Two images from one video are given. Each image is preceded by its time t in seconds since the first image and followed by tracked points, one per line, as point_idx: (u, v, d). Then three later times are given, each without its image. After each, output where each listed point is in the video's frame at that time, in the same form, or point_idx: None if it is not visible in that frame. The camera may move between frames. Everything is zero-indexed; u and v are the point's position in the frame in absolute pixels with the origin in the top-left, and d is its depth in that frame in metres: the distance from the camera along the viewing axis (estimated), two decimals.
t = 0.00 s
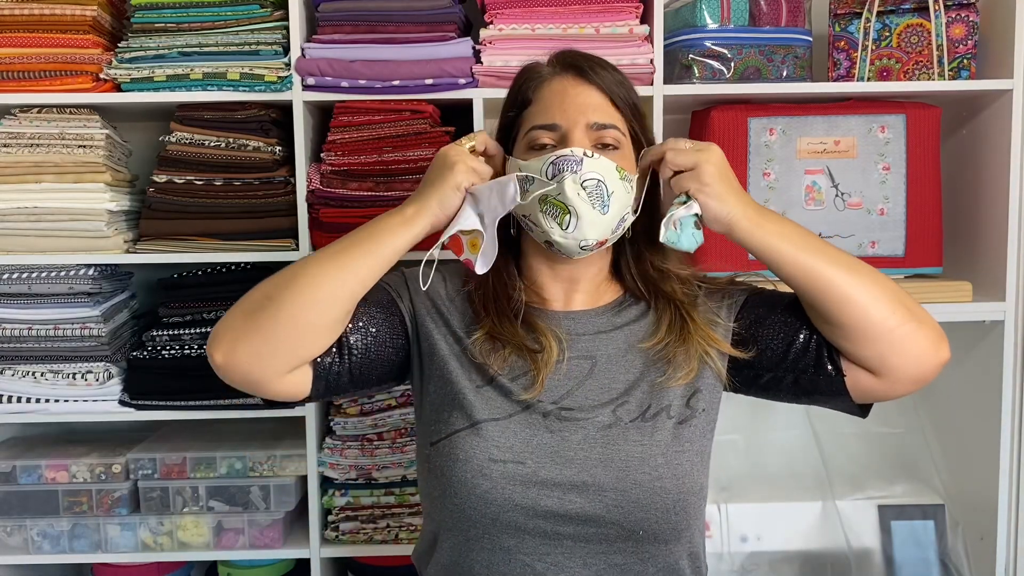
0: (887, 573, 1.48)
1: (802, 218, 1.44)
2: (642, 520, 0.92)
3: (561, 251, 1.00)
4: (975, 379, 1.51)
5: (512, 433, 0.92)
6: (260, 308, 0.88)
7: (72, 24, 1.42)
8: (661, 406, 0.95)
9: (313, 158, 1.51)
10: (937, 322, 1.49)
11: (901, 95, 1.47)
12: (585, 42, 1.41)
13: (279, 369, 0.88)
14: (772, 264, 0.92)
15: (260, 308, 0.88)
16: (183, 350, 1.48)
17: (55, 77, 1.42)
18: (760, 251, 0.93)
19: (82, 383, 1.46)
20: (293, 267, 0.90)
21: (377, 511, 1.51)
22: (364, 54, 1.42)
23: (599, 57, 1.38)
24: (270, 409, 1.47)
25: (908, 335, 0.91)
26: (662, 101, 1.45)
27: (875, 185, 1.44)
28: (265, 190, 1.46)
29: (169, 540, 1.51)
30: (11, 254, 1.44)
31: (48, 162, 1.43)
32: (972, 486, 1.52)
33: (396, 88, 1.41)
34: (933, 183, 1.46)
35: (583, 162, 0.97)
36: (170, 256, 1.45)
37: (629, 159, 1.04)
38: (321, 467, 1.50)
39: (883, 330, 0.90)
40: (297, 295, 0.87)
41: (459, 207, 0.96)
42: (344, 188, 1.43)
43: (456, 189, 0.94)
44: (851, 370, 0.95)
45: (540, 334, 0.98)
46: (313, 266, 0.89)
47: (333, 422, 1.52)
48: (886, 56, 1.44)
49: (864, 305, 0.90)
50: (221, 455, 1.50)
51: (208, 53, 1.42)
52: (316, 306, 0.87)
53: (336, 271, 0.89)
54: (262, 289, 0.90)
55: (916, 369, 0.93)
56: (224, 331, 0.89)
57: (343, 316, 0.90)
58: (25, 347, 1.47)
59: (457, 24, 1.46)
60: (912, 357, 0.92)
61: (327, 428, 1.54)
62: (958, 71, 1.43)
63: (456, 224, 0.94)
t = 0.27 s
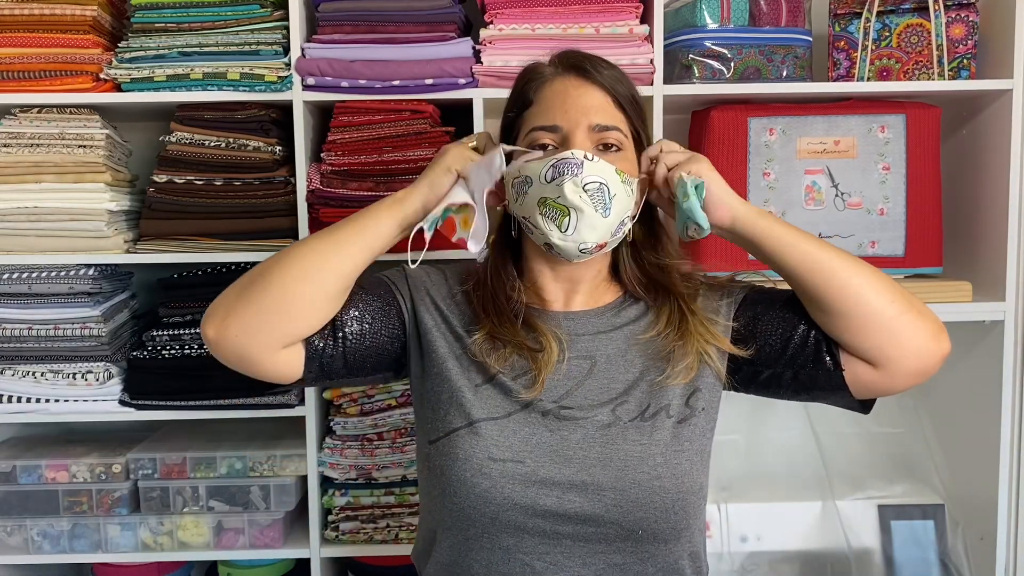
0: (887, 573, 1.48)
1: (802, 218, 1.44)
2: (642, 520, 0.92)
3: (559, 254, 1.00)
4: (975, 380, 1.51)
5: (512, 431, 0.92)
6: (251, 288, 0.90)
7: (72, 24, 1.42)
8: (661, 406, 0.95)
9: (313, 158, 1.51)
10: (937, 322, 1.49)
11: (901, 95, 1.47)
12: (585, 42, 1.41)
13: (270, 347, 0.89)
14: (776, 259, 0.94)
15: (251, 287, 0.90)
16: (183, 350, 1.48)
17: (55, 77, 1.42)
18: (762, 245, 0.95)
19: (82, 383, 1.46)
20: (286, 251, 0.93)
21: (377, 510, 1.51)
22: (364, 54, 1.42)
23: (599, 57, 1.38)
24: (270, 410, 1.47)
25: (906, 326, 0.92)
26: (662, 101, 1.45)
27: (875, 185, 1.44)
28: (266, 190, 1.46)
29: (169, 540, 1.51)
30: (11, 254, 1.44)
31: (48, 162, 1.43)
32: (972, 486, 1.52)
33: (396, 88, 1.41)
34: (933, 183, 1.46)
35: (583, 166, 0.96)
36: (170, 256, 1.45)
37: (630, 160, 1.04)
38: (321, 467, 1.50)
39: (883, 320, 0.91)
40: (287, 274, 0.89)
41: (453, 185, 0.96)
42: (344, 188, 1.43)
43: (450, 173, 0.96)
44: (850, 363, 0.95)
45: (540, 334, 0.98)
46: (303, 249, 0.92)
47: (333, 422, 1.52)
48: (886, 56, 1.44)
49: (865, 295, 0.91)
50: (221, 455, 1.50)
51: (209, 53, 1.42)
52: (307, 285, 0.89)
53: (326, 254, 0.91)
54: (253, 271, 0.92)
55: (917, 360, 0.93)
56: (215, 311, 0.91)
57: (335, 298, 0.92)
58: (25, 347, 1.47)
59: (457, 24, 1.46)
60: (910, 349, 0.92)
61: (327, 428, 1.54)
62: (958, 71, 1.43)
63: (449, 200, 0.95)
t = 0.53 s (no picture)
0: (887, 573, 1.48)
1: (802, 218, 1.44)
2: (642, 527, 0.92)
3: (555, 265, 1.02)
4: (975, 380, 1.51)
5: (512, 437, 0.92)
6: (257, 371, 0.88)
7: (72, 24, 1.42)
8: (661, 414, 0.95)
9: (313, 158, 1.51)
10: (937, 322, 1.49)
11: (901, 95, 1.47)
12: (585, 42, 1.41)
13: (291, 418, 0.87)
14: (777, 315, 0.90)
15: (258, 368, 0.88)
16: (183, 350, 1.48)
17: (55, 77, 1.42)
18: (768, 301, 0.91)
19: (82, 383, 1.46)
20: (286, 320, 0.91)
21: (377, 510, 1.51)
22: (364, 54, 1.42)
23: (599, 57, 1.38)
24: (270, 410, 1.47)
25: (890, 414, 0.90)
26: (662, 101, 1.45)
27: (875, 185, 1.44)
28: (265, 190, 1.46)
29: (169, 540, 1.51)
30: (11, 254, 1.44)
31: (47, 162, 1.43)
32: (972, 486, 1.52)
33: (396, 88, 1.41)
34: (933, 183, 1.46)
35: (577, 180, 0.98)
36: (170, 256, 1.45)
37: (624, 170, 1.04)
38: (321, 467, 1.49)
39: (869, 403, 0.88)
40: (291, 351, 0.86)
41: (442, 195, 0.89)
42: (345, 188, 1.44)
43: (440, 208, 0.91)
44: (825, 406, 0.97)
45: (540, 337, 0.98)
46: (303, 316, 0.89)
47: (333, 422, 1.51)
48: (886, 56, 1.44)
49: (857, 374, 0.88)
50: (221, 455, 1.50)
51: (209, 53, 1.42)
52: (316, 354, 0.87)
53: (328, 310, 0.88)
54: (258, 348, 0.90)
55: (893, 449, 0.91)
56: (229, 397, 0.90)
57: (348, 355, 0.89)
58: (25, 347, 1.47)
59: (457, 24, 1.46)
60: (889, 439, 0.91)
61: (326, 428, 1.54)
62: (958, 71, 1.43)
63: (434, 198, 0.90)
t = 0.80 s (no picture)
0: (886, 573, 1.48)
1: (802, 218, 1.44)
2: (643, 537, 0.94)
3: (569, 266, 1.06)
4: (976, 379, 1.51)
5: (515, 446, 0.95)
6: (354, 502, 0.95)
7: (72, 24, 1.42)
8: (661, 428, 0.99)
9: (313, 158, 1.51)
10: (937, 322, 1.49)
11: (901, 95, 1.47)
12: (585, 42, 1.41)
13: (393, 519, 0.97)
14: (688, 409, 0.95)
15: (354, 500, 0.96)
16: (183, 350, 1.48)
17: (56, 77, 1.42)
18: (686, 396, 0.95)
19: (82, 383, 1.46)
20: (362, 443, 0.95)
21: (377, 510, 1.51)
22: (364, 54, 1.42)
23: (599, 57, 1.38)
24: (270, 410, 1.47)
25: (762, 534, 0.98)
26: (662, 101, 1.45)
27: (875, 185, 1.44)
28: (265, 190, 1.46)
29: (169, 540, 1.51)
30: (10, 254, 1.44)
31: (47, 161, 1.43)
32: (973, 486, 1.52)
33: (396, 88, 1.41)
34: (933, 183, 1.46)
35: (588, 181, 1.01)
36: (170, 256, 1.45)
37: (631, 166, 1.06)
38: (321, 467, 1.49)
39: (750, 522, 0.97)
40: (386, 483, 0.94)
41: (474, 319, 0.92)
42: (344, 188, 1.43)
43: (473, 306, 0.92)
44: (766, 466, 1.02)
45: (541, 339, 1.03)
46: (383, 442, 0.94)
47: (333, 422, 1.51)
48: (886, 56, 1.44)
49: (735, 490, 0.95)
50: (221, 456, 1.50)
51: (209, 53, 1.42)
52: (403, 462, 0.94)
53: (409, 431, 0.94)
54: (343, 480, 0.96)
55: (771, 554, 1.01)
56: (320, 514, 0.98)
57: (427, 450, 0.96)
58: (25, 347, 1.47)
59: (457, 24, 1.46)
60: (760, 544, 0.99)
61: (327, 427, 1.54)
62: (958, 72, 1.43)
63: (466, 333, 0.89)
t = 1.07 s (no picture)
0: (886, 573, 1.48)
1: (802, 218, 1.44)
2: (645, 537, 0.94)
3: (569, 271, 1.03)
4: (976, 379, 1.51)
5: (517, 444, 0.96)
6: (375, 491, 0.96)
7: (72, 24, 1.42)
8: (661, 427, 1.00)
9: (313, 158, 1.51)
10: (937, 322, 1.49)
11: (901, 95, 1.47)
12: (585, 42, 1.41)
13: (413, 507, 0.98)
14: (670, 399, 0.96)
15: (375, 490, 0.96)
16: (183, 350, 1.48)
17: (56, 77, 1.42)
18: (668, 386, 0.96)
19: (82, 383, 1.46)
20: (380, 433, 0.95)
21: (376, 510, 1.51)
22: (364, 54, 1.42)
23: (599, 57, 1.38)
24: (269, 410, 1.47)
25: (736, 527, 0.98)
26: (662, 101, 1.45)
27: (875, 185, 1.44)
28: (265, 190, 1.46)
29: (169, 540, 1.51)
30: (10, 254, 1.44)
31: (47, 162, 1.43)
32: (973, 486, 1.52)
33: (396, 88, 1.41)
34: (933, 182, 1.46)
35: (585, 181, 0.99)
36: (170, 256, 1.45)
37: (628, 167, 1.06)
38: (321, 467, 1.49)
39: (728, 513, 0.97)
40: (406, 470, 0.94)
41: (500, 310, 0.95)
42: (344, 188, 1.44)
43: (496, 292, 0.95)
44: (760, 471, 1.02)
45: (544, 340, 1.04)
46: (403, 430, 0.95)
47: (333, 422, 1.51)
48: (886, 56, 1.44)
49: (715, 481, 0.95)
50: (221, 456, 1.50)
51: (208, 53, 1.42)
52: (423, 446, 0.95)
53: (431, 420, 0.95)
54: (362, 471, 0.96)
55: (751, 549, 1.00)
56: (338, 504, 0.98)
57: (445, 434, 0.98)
58: (25, 347, 1.47)
59: (457, 24, 1.46)
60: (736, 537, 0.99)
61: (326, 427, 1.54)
62: (958, 72, 1.43)
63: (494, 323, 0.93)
